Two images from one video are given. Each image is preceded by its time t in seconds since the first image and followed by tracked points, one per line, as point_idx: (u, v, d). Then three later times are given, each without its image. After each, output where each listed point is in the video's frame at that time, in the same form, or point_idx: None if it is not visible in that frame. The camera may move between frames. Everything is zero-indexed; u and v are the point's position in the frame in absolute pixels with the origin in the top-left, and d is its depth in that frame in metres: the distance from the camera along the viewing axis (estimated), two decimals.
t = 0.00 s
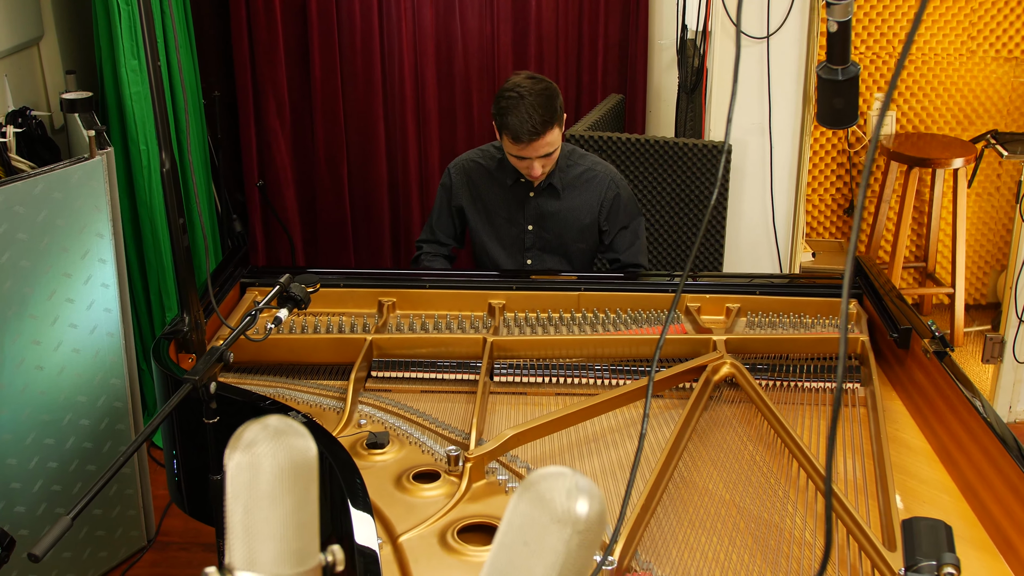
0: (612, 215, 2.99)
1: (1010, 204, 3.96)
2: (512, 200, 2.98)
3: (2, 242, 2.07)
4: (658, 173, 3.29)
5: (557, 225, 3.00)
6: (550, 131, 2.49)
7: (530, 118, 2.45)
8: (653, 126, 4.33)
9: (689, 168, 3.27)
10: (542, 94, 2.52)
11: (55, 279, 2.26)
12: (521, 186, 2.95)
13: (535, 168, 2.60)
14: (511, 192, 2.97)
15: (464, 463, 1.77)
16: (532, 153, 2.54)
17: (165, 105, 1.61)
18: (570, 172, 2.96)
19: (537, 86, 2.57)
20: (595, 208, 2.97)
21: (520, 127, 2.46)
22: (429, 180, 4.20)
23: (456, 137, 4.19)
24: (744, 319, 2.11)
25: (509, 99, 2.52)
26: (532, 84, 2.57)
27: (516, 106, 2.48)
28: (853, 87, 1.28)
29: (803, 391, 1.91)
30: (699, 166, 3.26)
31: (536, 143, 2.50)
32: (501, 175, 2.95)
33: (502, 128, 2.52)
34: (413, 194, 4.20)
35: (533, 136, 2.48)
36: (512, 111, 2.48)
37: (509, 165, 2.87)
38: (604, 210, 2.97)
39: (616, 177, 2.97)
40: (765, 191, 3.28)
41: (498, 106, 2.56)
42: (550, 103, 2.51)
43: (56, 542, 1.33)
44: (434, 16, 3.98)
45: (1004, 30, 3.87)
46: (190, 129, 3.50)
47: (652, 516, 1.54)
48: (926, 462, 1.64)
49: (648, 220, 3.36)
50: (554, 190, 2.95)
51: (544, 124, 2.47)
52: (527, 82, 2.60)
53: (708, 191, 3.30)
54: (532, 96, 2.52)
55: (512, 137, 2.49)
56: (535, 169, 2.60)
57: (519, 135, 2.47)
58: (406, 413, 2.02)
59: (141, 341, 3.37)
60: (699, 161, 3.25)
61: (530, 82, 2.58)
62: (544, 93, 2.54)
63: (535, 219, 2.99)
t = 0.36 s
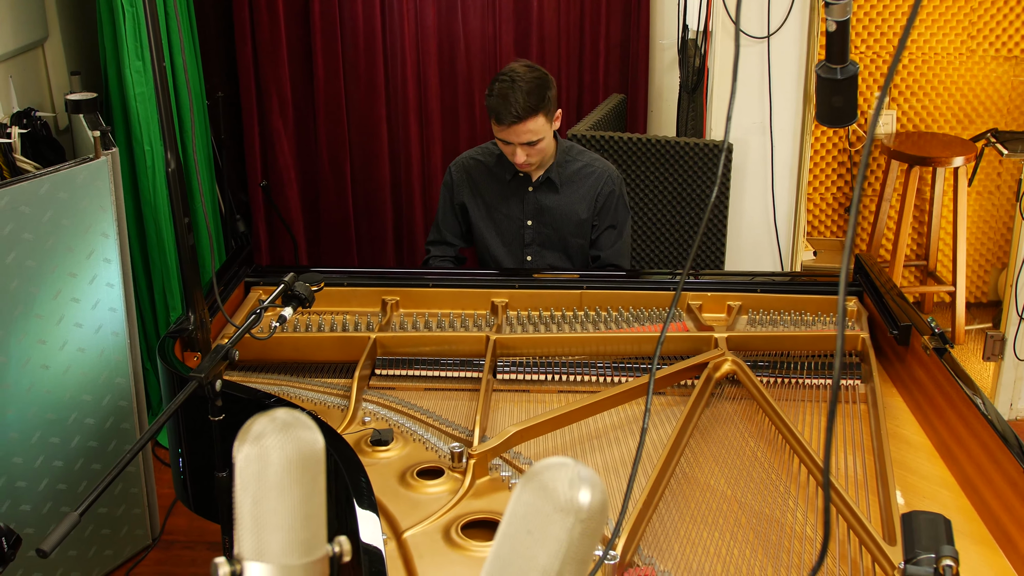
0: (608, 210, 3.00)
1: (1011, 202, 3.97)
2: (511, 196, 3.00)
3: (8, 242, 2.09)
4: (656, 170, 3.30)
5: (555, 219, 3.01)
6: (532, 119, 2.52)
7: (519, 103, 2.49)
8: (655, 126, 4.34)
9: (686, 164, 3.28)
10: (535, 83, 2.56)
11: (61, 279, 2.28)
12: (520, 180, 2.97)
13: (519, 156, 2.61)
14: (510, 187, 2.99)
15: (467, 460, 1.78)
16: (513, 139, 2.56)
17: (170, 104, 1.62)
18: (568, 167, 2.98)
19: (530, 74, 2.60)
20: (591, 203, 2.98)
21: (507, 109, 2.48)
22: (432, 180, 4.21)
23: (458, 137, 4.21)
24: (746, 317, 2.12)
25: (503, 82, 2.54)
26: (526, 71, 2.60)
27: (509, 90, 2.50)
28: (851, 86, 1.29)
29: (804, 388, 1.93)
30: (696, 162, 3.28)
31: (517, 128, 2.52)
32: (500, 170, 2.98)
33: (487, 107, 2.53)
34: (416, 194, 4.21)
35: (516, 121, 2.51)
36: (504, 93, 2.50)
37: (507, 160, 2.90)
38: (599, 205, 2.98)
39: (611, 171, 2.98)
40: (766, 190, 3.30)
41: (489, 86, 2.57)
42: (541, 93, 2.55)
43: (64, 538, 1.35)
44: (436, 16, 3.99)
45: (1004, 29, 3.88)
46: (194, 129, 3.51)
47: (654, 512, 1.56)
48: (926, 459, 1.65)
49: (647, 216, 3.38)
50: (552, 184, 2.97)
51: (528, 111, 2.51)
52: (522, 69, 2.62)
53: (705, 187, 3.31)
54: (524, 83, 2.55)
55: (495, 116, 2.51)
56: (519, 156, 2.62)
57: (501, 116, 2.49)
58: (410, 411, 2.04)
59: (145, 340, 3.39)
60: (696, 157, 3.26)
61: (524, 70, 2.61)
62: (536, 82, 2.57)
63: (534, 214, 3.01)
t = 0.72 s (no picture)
0: (604, 202, 3.02)
1: (1012, 201, 3.98)
2: (508, 191, 3.02)
3: (14, 241, 2.11)
4: (651, 164, 3.31)
5: (553, 214, 3.03)
6: (530, 115, 2.54)
7: (510, 105, 2.49)
8: (657, 125, 4.36)
9: (681, 158, 3.29)
10: (522, 81, 2.54)
11: (66, 278, 2.29)
12: (516, 176, 2.99)
13: (522, 153, 2.64)
14: (506, 182, 3.01)
15: (471, 456, 1.80)
16: (515, 139, 2.59)
17: (176, 105, 1.64)
18: (562, 161, 2.99)
19: (516, 73, 2.58)
20: (586, 196, 3.00)
21: (501, 114, 2.50)
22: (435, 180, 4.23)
23: (461, 137, 4.22)
24: (747, 315, 2.14)
25: (490, 87, 2.54)
26: (512, 71, 2.58)
27: (497, 94, 2.50)
28: (853, 85, 1.30)
29: (807, 385, 1.94)
30: (691, 155, 3.28)
31: (517, 127, 2.55)
32: (496, 167, 2.99)
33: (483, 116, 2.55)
34: (418, 193, 4.23)
35: (515, 120, 2.52)
36: (493, 99, 2.50)
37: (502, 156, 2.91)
38: (595, 197, 3.00)
39: (605, 163, 3.01)
40: (767, 189, 3.31)
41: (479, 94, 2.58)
42: (530, 89, 2.54)
43: (71, 535, 1.34)
44: (439, 16, 4.01)
45: (1005, 28, 3.89)
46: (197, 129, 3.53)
47: (656, 508, 1.57)
48: (928, 456, 1.66)
49: (644, 210, 3.39)
50: (547, 178, 2.98)
51: (524, 108, 2.52)
52: (507, 70, 2.61)
53: (701, 180, 3.33)
54: (511, 83, 2.54)
55: (494, 123, 2.53)
56: (522, 154, 2.64)
57: (500, 120, 2.51)
58: (414, 408, 2.06)
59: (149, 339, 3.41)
60: (690, 151, 3.27)
61: (509, 70, 2.60)
62: (523, 81, 2.55)
63: (531, 208, 3.02)
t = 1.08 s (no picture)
0: (608, 206, 3.04)
1: (1013, 201, 3.98)
2: (511, 193, 3.03)
3: (19, 240, 2.12)
4: (653, 167, 3.33)
5: (555, 217, 3.04)
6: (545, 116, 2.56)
7: (524, 111, 2.51)
8: (659, 125, 4.37)
9: (683, 160, 3.30)
10: (527, 86, 2.55)
11: (71, 277, 2.31)
12: (519, 179, 3.00)
13: (540, 157, 2.66)
14: (510, 185, 3.02)
15: (474, 453, 1.81)
16: (533, 143, 2.60)
17: (180, 105, 1.65)
18: (566, 165, 3.01)
19: (520, 79, 2.59)
20: (589, 200, 3.01)
21: (517, 122, 2.52)
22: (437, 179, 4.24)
23: (464, 137, 4.23)
24: (748, 313, 2.15)
25: (496, 99, 2.55)
26: (514, 79, 2.59)
27: (506, 104, 2.52)
28: (851, 84, 1.31)
29: (806, 382, 1.95)
30: (693, 158, 3.30)
31: (535, 132, 2.56)
32: (498, 169, 3.00)
33: (500, 129, 2.57)
34: (421, 192, 4.25)
35: (532, 125, 2.54)
36: (505, 110, 2.52)
37: (506, 159, 2.93)
38: (598, 200, 3.02)
39: (609, 167, 3.02)
40: (768, 188, 3.32)
41: (487, 108, 2.59)
42: (537, 93, 2.55)
43: (77, 529, 1.34)
44: (442, 17, 4.02)
45: (1006, 28, 3.90)
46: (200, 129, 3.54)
47: (656, 504, 1.58)
48: (927, 453, 1.67)
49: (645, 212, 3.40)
50: (550, 182, 3.00)
51: (538, 111, 2.54)
52: (509, 78, 2.62)
53: (702, 182, 3.34)
54: (518, 90, 2.55)
55: (512, 133, 2.55)
56: (540, 157, 2.66)
57: (518, 129, 2.53)
58: (417, 405, 2.07)
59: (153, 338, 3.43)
60: (692, 154, 3.29)
61: (511, 78, 2.61)
62: (529, 86, 2.56)
63: (533, 211, 3.04)
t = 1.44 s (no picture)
0: (626, 217, 3.07)
1: (1013, 200, 3.99)
2: (524, 202, 3.04)
3: (23, 240, 2.14)
4: (665, 175, 3.35)
5: (569, 227, 3.06)
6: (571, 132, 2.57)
7: (550, 126, 2.52)
8: (660, 126, 4.38)
9: (695, 170, 3.33)
10: (552, 99, 2.56)
11: (75, 276, 2.33)
12: (534, 189, 3.01)
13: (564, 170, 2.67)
14: (524, 195, 3.03)
15: (474, 450, 1.82)
16: (559, 157, 2.61)
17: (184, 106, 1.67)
18: (583, 176, 3.01)
19: (544, 92, 2.60)
20: (605, 213, 3.03)
21: (544, 137, 2.53)
22: (439, 178, 4.26)
23: (466, 137, 4.24)
24: (748, 312, 2.16)
25: (521, 114, 2.56)
26: (539, 92, 2.60)
27: (533, 119, 2.53)
28: (848, 83, 1.32)
29: (805, 380, 1.96)
30: (704, 167, 3.32)
31: (562, 146, 2.57)
32: (513, 178, 3.01)
33: (526, 142, 2.58)
34: (423, 192, 4.26)
35: (559, 140, 2.55)
36: (531, 124, 2.53)
37: (523, 169, 2.94)
38: (615, 213, 3.05)
39: (625, 180, 3.03)
40: (769, 187, 3.33)
41: (512, 122, 2.60)
42: (563, 106, 2.56)
43: (82, 524, 1.36)
44: (444, 17, 4.04)
45: (1006, 28, 3.91)
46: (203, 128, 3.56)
47: (657, 500, 1.59)
48: (925, 449, 1.68)
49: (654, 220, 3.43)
50: (566, 194, 3.01)
51: (565, 126, 2.54)
52: (533, 91, 2.63)
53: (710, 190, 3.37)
54: (543, 104, 2.56)
55: (539, 147, 2.56)
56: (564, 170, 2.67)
57: (545, 143, 2.54)
58: (418, 403, 2.08)
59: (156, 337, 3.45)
60: (705, 164, 3.31)
61: (536, 90, 2.61)
62: (555, 100, 2.58)
63: (546, 221, 3.05)
